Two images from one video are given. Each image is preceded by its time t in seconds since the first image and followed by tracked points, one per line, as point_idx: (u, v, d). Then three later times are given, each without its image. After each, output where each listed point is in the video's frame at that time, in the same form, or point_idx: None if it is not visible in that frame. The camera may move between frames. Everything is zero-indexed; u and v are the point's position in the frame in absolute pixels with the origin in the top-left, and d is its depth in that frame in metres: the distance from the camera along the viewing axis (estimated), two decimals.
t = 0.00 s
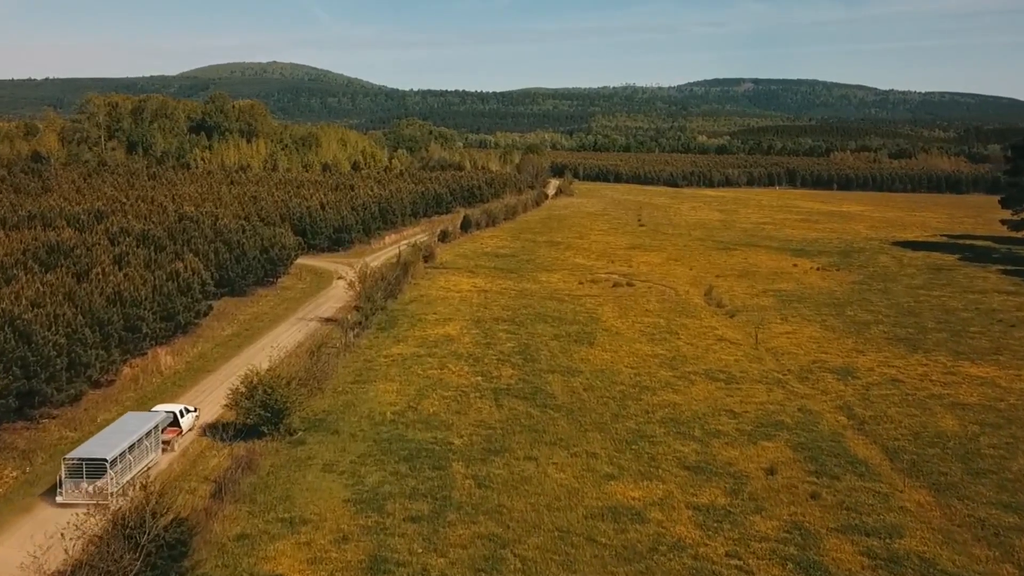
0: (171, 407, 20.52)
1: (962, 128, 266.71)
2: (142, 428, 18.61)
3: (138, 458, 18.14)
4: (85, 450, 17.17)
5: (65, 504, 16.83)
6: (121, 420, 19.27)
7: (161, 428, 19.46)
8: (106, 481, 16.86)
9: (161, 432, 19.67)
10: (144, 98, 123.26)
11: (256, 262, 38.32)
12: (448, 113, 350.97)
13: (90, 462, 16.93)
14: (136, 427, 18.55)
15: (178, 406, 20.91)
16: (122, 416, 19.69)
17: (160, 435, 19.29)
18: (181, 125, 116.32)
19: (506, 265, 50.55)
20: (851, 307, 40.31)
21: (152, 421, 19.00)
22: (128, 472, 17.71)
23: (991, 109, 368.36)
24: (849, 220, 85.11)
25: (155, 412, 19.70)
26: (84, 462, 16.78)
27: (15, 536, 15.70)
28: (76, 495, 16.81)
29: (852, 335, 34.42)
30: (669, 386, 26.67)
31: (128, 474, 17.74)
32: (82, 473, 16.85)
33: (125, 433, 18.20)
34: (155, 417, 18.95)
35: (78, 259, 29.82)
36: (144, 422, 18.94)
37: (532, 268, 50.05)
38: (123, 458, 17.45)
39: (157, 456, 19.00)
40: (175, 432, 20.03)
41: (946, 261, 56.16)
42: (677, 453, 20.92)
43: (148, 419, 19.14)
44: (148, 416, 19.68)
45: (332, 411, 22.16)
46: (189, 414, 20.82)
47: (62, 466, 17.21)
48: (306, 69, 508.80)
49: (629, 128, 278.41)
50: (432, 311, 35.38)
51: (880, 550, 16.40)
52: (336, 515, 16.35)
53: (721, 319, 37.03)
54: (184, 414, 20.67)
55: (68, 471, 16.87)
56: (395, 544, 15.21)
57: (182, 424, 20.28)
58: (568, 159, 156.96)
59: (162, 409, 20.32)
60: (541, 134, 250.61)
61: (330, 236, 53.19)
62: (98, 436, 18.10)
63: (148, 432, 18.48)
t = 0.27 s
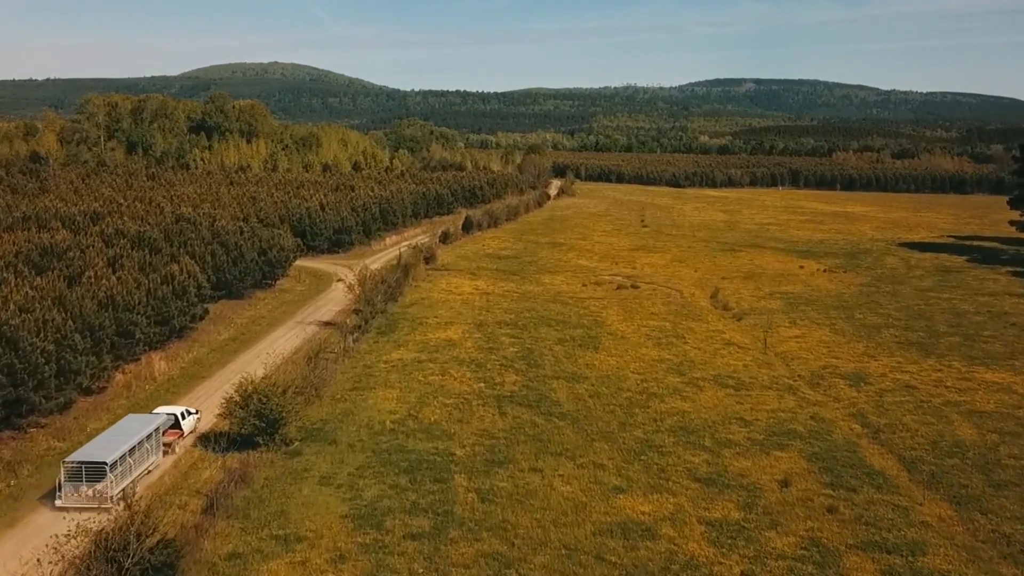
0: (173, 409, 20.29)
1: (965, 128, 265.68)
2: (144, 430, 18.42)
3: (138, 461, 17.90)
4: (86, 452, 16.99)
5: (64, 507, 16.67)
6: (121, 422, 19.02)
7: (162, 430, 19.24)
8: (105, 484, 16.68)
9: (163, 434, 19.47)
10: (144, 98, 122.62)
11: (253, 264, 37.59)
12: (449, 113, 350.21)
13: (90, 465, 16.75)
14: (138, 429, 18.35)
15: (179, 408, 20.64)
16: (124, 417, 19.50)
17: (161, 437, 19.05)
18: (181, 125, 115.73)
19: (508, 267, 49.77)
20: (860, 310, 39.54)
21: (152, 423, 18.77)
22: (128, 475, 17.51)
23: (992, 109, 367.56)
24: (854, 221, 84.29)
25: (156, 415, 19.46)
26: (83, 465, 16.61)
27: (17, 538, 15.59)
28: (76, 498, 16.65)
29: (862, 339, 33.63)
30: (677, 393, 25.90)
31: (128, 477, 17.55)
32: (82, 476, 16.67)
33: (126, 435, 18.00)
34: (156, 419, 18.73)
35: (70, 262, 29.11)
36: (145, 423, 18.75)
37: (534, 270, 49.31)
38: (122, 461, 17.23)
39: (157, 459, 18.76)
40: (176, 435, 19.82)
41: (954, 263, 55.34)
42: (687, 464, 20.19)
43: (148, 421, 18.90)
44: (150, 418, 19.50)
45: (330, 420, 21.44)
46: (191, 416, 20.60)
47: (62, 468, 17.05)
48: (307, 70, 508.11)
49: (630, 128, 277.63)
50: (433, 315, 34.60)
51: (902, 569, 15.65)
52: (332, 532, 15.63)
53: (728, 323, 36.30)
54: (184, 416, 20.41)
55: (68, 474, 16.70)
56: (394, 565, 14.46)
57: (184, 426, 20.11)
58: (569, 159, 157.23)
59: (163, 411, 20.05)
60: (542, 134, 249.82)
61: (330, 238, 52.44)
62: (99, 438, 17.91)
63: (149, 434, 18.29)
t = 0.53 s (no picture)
0: (173, 411, 20.04)
1: (966, 128, 265.03)
2: (144, 432, 18.02)
3: (138, 463, 17.51)
4: (84, 455, 16.59)
5: (63, 512, 16.31)
6: (121, 425, 18.64)
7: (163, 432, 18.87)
8: (104, 488, 16.29)
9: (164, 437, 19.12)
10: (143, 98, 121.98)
11: (251, 266, 36.83)
12: (450, 114, 349.57)
13: (88, 468, 16.36)
14: (138, 432, 17.93)
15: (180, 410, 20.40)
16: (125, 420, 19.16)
17: (161, 440, 18.67)
18: (180, 125, 115.11)
19: (510, 269, 49.03)
20: (870, 313, 38.78)
21: (152, 426, 18.39)
22: (129, 478, 17.12)
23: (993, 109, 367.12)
24: (859, 221, 83.49)
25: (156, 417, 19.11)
26: (82, 469, 16.22)
27: (15, 543, 15.26)
28: (75, 502, 16.29)
29: (874, 343, 32.88)
30: (686, 400, 25.13)
31: (129, 480, 17.14)
32: (81, 480, 16.29)
33: (126, 438, 17.59)
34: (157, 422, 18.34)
35: (62, 265, 28.39)
36: (146, 426, 18.36)
37: (537, 271, 48.58)
38: (123, 464, 16.82)
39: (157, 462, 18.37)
40: (177, 437, 19.47)
41: (963, 264, 54.57)
42: (698, 477, 19.43)
43: (149, 424, 18.50)
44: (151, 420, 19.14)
45: (327, 429, 20.75)
46: (191, 419, 20.32)
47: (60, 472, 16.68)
48: (308, 70, 507.59)
49: (631, 128, 277.01)
50: (434, 318, 33.87)
51: None
52: (328, 552, 14.90)
53: (736, 326, 35.53)
54: (185, 419, 20.20)
55: (67, 477, 16.32)
56: None
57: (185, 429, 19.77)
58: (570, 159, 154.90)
59: (163, 413, 19.79)
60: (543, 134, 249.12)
61: (329, 239, 51.59)
62: (99, 441, 17.53)
63: (149, 437, 17.86)
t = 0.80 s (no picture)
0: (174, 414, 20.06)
1: (968, 129, 264.10)
2: (144, 436, 17.87)
3: (138, 467, 17.34)
4: (84, 459, 16.45)
5: (62, 516, 16.15)
6: (121, 429, 18.47)
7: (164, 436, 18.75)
8: (104, 492, 16.13)
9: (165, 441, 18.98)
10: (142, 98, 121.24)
11: (248, 269, 36.10)
12: (450, 114, 348.65)
13: (87, 472, 16.22)
14: (137, 436, 17.77)
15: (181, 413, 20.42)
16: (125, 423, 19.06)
17: (161, 443, 18.53)
18: (180, 125, 114.42)
19: (512, 271, 48.31)
20: (879, 316, 38.01)
21: (153, 430, 18.23)
22: (129, 482, 16.96)
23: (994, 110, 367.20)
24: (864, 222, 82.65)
25: (157, 420, 19.01)
26: (81, 473, 16.08)
27: (13, 548, 15.11)
28: (73, 507, 16.14)
29: (885, 347, 32.12)
30: (695, 408, 24.35)
31: (129, 484, 16.96)
32: (80, 484, 16.14)
33: (126, 441, 17.44)
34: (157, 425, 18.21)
35: (53, 268, 27.65)
36: (147, 430, 18.21)
37: (540, 273, 47.81)
38: (122, 468, 16.65)
39: (157, 466, 18.20)
40: (178, 440, 19.36)
41: (971, 266, 53.74)
42: (710, 491, 18.66)
43: (150, 427, 18.36)
44: (151, 423, 19.03)
45: (323, 440, 20.09)
46: (191, 421, 20.27)
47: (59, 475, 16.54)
48: (308, 70, 506.93)
49: (632, 128, 276.25)
50: (435, 322, 33.13)
51: None
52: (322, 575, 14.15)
53: (743, 330, 34.78)
54: (187, 421, 20.20)
55: (65, 481, 16.19)
56: None
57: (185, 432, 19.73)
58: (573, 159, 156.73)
59: (164, 416, 19.72)
60: (544, 134, 248.31)
61: (329, 241, 50.77)
62: (99, 444, 17.40)
63: (149, 441, 17.69)
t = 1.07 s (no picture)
0: (174, 417, 20.05)
1: (970, 129, 263.36)
2: (144, 439, 17.63)
3: (138, 471, 17.10)
4: (82, 462, 16.18)
5: (60, 521, 15.93)
6: (122, 431, 18.25)
7: (164, 439, 18.55)
8: (103, 497, 15.88)
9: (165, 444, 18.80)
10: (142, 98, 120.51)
11: (245, 272, 35.33)
12: (451, 115, 347.99)
13: (86, 476, 15.95)
14: (137, 439, 17.53)
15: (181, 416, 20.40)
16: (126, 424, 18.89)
17: (161, 446, 18.34)
18: (179, 125, 113.75)
19: (514, 273, 47.55)
20: (889, 320, 37.28)
21: (153, 433, 17.97)
22: (129, 486, 16.69)
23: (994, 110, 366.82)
24: (869, 223, 81.88)
25: (157, 423, 18.84)
26: (79, 477, 15.81)
27: (10, 553, 14.87)
28: (72, 511, 15.91)
29: (897, 352, 31.31)
30: (705, 416, 23.57)
31: (128, 488, 16.71)
32: (78, 488, 15.90)
33: (125, 444, 17.19)
34: (157, 428, 18.01)
35: (43, 271, 26.92)
36: (147, 433, 17.98)
37: (543, 275, 47.08)
38: (122, 471, 16.38)
39: (157, 469, 17.95)
40: (178, 443, 19.29)
41: (980, 268, 52.97)
42: (722, 505, 17.92)
43: (150, 430, 18.10)
44: (151, 426, 18.81)
45: (320, 452, 19.39)
46: (191, 424, 20.23)
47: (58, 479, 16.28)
48: (309, 71, 506.51)
49: (634, 129, 275.43)
50: (436, 326, 32.37)
51: None
52: None
53: (751, 335, 34.00)
54: (188, 424, 20.21)
55: (63, 485, 15.91)
56: None
57: (185, 435, 19.66)
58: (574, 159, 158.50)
59: (164, 420, 19.76)
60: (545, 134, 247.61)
61: (328, 242, 49.99)
62: (99, 447, 17.15)
63: (149, 444, 17.45)
